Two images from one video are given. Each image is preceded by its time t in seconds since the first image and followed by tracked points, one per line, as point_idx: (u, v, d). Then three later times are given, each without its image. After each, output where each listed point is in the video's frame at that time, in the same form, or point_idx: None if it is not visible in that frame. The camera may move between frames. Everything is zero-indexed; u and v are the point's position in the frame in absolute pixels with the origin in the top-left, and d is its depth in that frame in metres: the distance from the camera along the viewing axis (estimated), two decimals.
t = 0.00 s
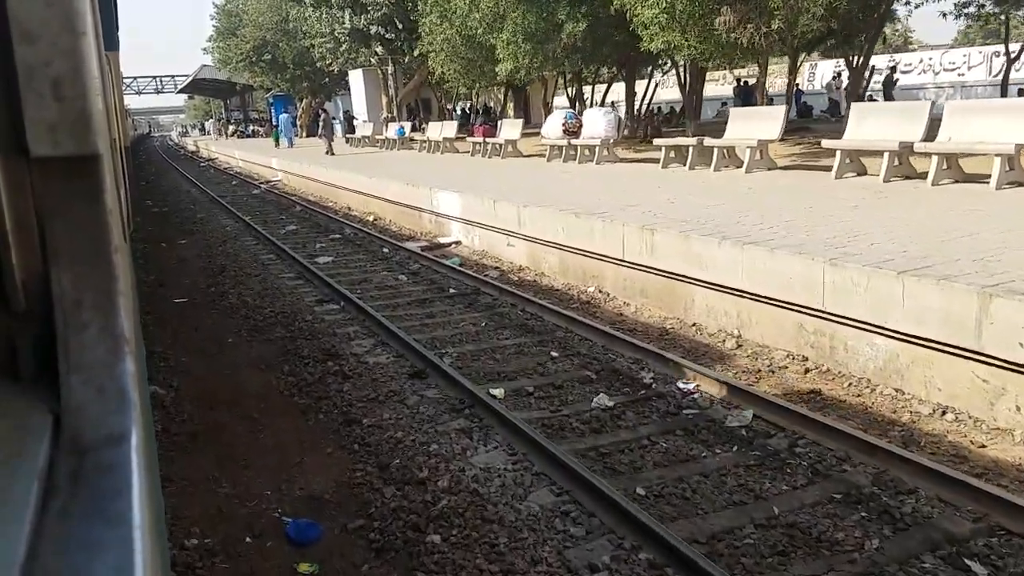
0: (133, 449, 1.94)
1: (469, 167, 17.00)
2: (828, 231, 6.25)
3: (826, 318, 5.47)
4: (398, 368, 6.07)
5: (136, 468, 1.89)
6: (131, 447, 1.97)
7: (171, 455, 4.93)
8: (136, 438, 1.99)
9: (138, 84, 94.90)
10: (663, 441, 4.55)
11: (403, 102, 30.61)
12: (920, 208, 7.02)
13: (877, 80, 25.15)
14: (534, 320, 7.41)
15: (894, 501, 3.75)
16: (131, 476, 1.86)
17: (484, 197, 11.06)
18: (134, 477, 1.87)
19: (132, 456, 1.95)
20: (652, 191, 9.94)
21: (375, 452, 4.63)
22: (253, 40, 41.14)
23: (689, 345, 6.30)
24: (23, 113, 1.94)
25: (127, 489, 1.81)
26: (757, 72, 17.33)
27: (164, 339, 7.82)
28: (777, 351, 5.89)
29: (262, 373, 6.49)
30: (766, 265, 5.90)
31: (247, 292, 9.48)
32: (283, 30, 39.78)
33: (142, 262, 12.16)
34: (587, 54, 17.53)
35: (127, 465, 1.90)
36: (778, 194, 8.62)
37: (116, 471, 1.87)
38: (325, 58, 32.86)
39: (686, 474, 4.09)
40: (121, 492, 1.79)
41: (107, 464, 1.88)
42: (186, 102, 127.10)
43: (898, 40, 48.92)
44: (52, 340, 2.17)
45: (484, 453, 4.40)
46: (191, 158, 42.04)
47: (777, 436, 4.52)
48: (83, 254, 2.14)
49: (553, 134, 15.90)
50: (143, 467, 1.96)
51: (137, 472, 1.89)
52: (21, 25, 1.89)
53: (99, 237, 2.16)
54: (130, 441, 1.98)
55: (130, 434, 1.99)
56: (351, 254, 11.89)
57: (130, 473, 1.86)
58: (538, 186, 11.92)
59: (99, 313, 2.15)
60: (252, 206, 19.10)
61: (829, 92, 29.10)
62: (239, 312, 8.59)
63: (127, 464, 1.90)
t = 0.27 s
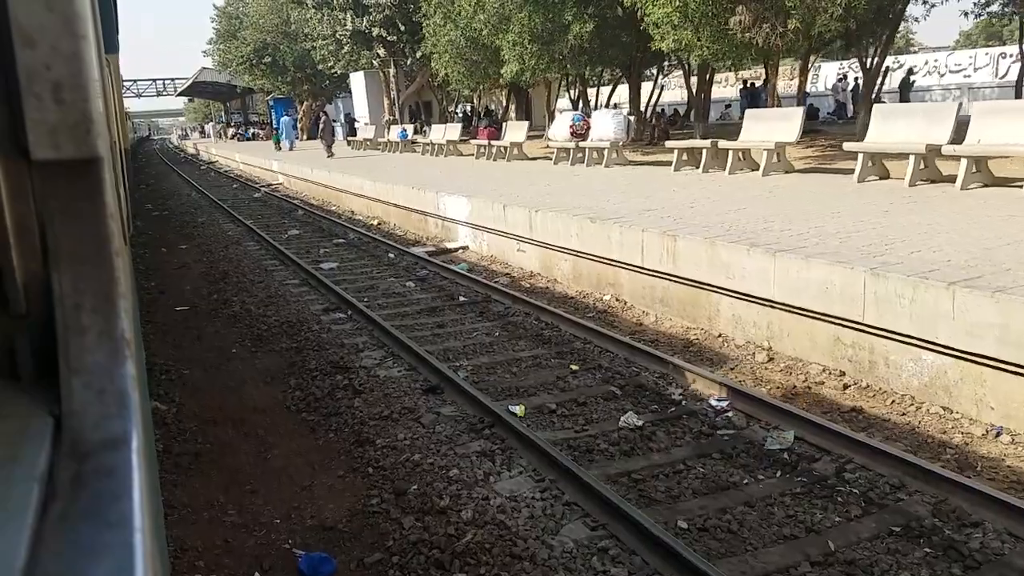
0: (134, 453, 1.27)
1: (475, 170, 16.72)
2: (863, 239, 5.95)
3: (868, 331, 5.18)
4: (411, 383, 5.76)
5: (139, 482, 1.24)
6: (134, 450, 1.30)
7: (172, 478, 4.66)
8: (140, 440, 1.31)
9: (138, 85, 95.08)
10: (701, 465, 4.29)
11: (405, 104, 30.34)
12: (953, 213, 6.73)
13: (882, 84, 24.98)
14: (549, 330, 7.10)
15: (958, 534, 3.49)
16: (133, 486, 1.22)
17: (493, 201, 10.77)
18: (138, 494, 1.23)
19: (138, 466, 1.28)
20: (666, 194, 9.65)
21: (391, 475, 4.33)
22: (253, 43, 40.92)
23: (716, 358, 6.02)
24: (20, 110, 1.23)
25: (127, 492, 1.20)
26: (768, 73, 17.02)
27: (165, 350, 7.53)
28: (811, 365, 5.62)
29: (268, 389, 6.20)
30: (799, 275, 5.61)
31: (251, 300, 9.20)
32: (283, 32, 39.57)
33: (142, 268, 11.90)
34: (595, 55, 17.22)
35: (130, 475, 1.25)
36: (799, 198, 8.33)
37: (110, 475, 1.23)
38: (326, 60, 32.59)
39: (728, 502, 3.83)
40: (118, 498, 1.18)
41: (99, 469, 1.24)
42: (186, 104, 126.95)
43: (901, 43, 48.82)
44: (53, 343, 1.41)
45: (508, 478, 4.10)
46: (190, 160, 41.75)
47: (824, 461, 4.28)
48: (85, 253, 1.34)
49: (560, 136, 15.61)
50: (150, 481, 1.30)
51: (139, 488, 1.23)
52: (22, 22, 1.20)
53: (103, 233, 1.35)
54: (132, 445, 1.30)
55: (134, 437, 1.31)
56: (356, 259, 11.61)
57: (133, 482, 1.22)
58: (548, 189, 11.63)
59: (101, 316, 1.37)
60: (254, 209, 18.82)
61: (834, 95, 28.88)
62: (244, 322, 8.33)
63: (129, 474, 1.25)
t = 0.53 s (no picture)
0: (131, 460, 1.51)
1: (481, 176, 16.44)
2: (901, 251, 5.65)
3: (914, 350, 4.88)
4: (425, 401, 5.45)
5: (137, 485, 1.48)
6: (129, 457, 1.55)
7: (174, 506, 4.36)
8: (137, 448, 1.57)
9: (138, 88, 94.74)
10: (743, 498, 4.03)
11: (408, 109, 30.04)
12: (990, 225, 6.44)
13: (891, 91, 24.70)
14: (567, 343, 6.78)
15: None
16: (133, 493, 1.45)
17: (503, 208, 10.46)
18: (133, 491, 1.47)
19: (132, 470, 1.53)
20: (683, 201, 9.36)
21: (409, 506, 4.03)
22: (255, 46, 40.61)
23: (746, 377, 5.74)
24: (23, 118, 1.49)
25: (127, 499, 1.42)
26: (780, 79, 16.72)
27: (165, 365, 7.24)
28: (849, 385, 5.36)
29: (275, 408, 5.91)
30: (838, 289, 5.31)
31: (254, 310, 8.90)
32: (285, 35, 39.27)
33: (141, 275, 11.59)
34: (604, 60, 16.93)
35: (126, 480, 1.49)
36: (824, 207, 8.04)
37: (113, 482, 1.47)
38: (329, 64, 32.28)
39: (780, 538, 3.64)
40: (117, 505, 1.40)
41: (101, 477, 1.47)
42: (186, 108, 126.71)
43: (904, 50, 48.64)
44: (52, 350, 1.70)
45: (537, 512, 3.80)
46: (190, 164, 41.39)
47: (876, 491, 4.04)
48: (84, 260, 1.63)
49: (568, 141, 15.30)
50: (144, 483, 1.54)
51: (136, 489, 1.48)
52: (23, 35, 1.44)
53: (103, 241, 1.64)
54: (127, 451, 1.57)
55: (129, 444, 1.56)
56: (361, 266, 11.32)
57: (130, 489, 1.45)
58: (559, 196, 11.34)
59: (99, 323, 1.66)
60: (255, 215, 18.50)
61: (841, 101, 28.60)
62: (247, 334, 8.04)
63: (127, 481, 1.49)
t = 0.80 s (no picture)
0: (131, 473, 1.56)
1: (487, 185, 16.18)
2: (944, 265, 5.37)
3: (968, 372, 4.59)
4: (443, 426, 5.13)
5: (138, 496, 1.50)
6: (129, 468, 1.59)
7: (178, 543, 4.04)
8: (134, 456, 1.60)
9: (138, 99, 94.68)
10: (796, 535, 3.74)
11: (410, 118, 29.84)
12: None
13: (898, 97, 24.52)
14: (588, 360, 6.46)
15: None
16: (128, 502, 1.47)
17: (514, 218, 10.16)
18: (128, 501, 1.47)
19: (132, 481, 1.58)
20: (700, 210, 9.09)
21: (433, 546, 3.71)
22: (255, 56, 40.44)
23: (782, 399, 5.45)
24: (23, 128, 1.62)
25: (122, 509, 1.44)
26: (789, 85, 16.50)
27: (167, 385, 6.94)
28: (894, 408, 5.09)
29: (282, 431, 5.61)
30: (881, 308, 5.04)
31: (258, 326, 8.61)
32: (286, 45, 39.11)
33: (142, 289, 11.31)
34: (611, 66, 16.69)
35: (128, 491, 1.52)
36: (850, 216, 7.76)
37: (110, 496, 1.49)
38: (330, 73, 32.09)
39: None
40: (116, 516, 1.42)
41: (97, 492, 1.49)
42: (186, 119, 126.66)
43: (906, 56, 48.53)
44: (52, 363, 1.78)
45: (574, 554, 3.50)
46: (190, 174, 41.13)
47: (938, 526, 3.76)
48: (84, 268, 1.72)
49: (577, 149, 15.04)
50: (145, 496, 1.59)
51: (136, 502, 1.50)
52: (22, 44, 1.58)
53: (102, 250, 1.74)
54: (128, 463, 1.60)
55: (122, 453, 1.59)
56: (367, 279, 11.04)
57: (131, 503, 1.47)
58: (570, 205, 11.06)
59: (99, 333, 1.73)
60: (257, 225, 18.22)
61: (846, 108, 28.44)
62: (252, 351, 7.72)
63: (127, 491, 1.51)
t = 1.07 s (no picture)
0: (128, 473, 1.57)
1: (492, 190, 15.90)
2: (988, 277, 5.09)
3: None
4: (460, 449, 4.82)
5: (134, 496, 1.53)
6: (128, 468, 1.60)
7: None
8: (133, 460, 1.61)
9: (135, 102, 94.35)
10: (852, 573, 3.47)
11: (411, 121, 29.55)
12: None
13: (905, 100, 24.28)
14: (608, 376, 6.15)
15: None
16: (125, 506, 1.48)
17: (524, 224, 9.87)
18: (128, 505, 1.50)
19: (132, 483, 1.58)
20: (716, 216, 8.82)
21: None
22: (254, 58, 40.13)
23: (818, 418, 5.16)
24: (21, 131, 1.55)
25: (119, 513, 1.46)
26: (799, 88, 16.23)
27: (165, 400, 6.63)
28: (939, 428, 4.80)
29: (289, 451, 5.31)
30: (927, 323, 4.75)
31: (260, 336, 8.31)
32: (285, 47, 38.82)
33: (140, 296, 11.00)
34: (619, 69, 16.42)
35: (126, 492, 1.53)
36: (876, 224, 7.48)
37: (106, 496, 1.51)
38: (329, 76, 31.80)
39: None
40: (113, 518, 1.44)
41: (93, 491, 1.51)
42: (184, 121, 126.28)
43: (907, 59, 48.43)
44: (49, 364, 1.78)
45: None
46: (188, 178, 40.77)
47: (1007, 565, 3.45)
48: (80, 272, 1.71)
49: (584, 153, 14.72)
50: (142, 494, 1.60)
51: (133, 501, 1.53)
52: (20, 48, 1.51)
53: (99, 253, 1.73)
54: (127, 462, 1.61)
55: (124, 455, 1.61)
56: (371, 286, 10.75)
57: (127, 503, 1.49)
58: (580, 211, 10.78)
59: (96, 335, 1.72)
60: (256, 230, 17.91)
61: (851, 111, 28.23)
62: (254, 364, 7.41)
63: (123, 494, 1.53)
